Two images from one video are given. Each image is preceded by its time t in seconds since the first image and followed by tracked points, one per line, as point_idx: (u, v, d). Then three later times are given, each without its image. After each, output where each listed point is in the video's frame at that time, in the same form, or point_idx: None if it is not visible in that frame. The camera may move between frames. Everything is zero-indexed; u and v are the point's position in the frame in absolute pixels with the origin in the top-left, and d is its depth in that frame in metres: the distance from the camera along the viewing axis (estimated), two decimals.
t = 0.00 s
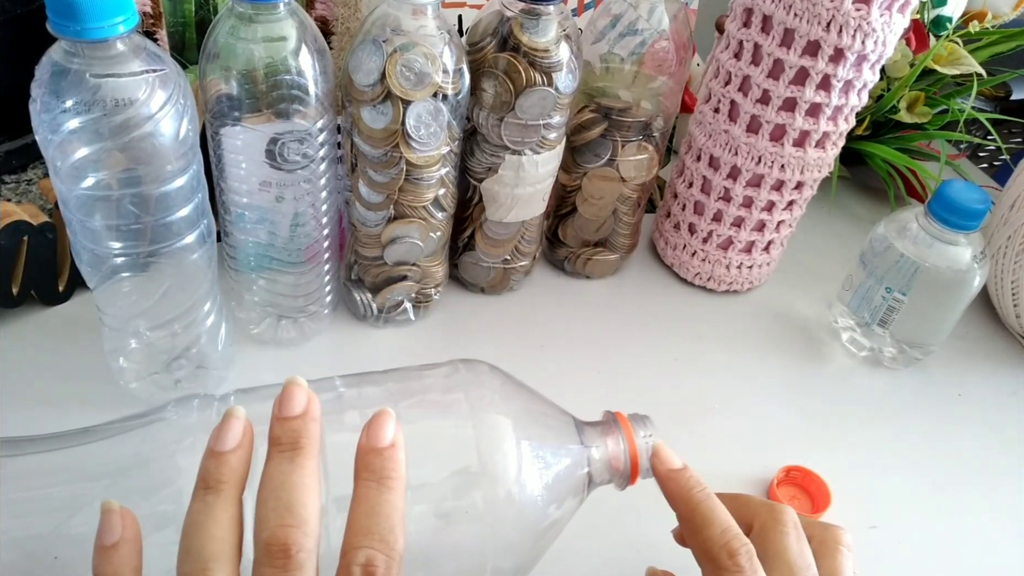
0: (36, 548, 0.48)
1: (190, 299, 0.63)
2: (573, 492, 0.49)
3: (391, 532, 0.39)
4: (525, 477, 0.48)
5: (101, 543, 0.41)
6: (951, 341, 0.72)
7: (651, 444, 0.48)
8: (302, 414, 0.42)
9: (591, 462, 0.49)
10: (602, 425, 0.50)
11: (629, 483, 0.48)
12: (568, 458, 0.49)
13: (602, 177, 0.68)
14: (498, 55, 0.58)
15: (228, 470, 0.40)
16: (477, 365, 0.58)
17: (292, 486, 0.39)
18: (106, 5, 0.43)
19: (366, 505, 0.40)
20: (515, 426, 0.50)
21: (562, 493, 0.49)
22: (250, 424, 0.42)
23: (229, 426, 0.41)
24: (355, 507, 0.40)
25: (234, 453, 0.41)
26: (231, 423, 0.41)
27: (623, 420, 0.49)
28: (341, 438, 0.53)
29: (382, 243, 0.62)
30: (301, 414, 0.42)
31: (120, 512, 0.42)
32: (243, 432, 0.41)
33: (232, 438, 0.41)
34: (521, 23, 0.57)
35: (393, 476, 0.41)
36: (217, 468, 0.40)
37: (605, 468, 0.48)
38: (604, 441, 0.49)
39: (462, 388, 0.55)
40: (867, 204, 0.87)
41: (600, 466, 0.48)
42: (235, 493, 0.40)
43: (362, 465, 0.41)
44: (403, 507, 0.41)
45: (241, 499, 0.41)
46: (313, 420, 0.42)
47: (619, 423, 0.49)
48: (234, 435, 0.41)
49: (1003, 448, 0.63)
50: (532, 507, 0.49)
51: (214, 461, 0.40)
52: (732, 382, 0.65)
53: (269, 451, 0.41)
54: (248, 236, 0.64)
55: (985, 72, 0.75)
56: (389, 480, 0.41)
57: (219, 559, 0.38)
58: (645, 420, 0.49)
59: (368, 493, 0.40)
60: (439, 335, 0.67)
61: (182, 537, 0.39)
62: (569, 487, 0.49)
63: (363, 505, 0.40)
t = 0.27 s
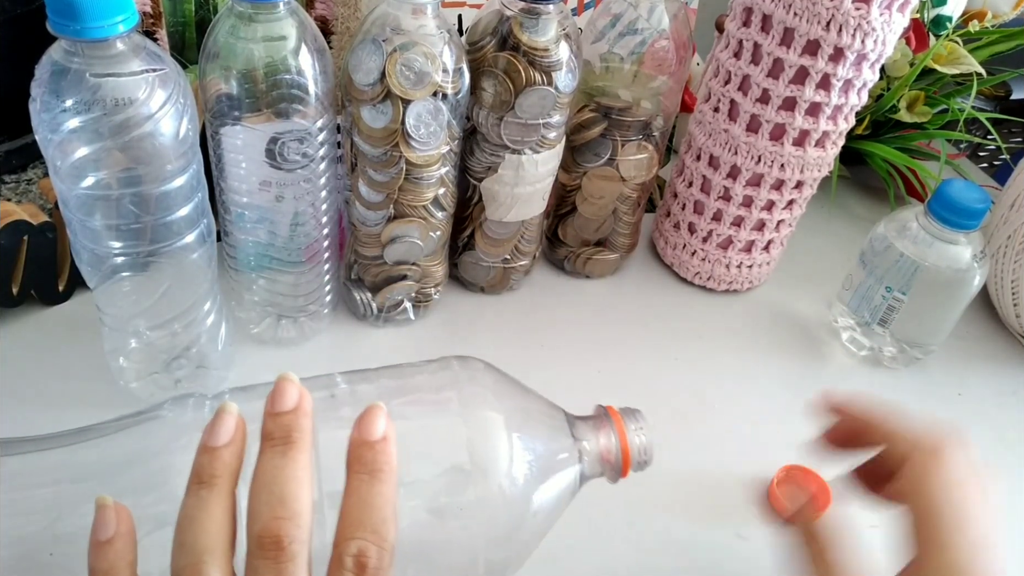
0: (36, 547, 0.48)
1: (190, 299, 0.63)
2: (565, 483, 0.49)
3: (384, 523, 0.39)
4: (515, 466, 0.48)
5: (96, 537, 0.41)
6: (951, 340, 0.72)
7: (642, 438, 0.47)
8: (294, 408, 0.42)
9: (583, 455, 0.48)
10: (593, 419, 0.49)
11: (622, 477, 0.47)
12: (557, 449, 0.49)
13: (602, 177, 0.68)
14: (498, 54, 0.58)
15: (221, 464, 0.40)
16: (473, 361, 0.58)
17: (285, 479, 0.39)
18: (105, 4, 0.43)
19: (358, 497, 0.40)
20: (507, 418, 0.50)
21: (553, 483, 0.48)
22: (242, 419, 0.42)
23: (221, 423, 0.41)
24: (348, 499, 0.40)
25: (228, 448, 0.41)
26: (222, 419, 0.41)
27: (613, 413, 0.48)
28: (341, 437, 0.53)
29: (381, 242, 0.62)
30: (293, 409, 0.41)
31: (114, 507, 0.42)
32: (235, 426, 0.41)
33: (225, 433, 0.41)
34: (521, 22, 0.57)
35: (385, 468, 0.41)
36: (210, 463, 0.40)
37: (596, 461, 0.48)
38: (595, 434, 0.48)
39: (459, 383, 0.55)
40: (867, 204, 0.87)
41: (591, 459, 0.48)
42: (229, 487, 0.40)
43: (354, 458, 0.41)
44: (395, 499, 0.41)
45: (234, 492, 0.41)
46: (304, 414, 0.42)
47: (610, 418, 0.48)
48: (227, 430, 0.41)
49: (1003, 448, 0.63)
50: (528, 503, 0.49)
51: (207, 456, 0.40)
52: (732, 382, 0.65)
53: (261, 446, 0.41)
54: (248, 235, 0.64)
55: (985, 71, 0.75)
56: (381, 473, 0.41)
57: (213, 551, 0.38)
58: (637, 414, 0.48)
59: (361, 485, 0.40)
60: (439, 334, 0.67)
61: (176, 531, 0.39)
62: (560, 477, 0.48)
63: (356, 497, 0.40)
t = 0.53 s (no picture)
0: (36, 547, 0.47)
1: (190, 298, 0.63)
2: (559, 478, 0.49)
3: (384, 509, 0.39)
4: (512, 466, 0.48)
5: (103, 528, 0.41)
6: (952, 340, 0.72)
7: (635, 432, 0.49)
8: (295, 400, 0.42)
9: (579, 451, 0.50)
10: (588, 415, 0.51)
11: (616, 471, 0.49)
12: (554, 445, 0.50)
13: (602, 177, 0.68)
14: (498, 54, 0.58)
15: (224, 454, 0.40)
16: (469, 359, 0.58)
17: (287, 467, 0.39)
18: (105, 4, 0.43)
19: (359, 484, 0.40)
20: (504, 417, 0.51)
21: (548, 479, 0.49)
22: (246, 414, 0.42)
23: (224, 414, 0.42)
24: (349, 487, 0.40)
25: (231, 439, 0.41)
26: (226, 411, 0.42)
27: (607, 409, 0.50)
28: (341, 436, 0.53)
29: (381, 242, 0.62)
30: (296, 400, 0.42)
31: (122, 499, 0.42)
32: (238, 419, 0.42)
33: (228, 425, 0.41)
34: (521, 22, 0.57)
35: (385, 456, 0.41)
36: (214, 453, 0.40)
37: (592, 455, 0.49)
38: (591, 429, 0.50)
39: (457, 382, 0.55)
40: (867, 204, 0.87)
41: (587, 455, 0.49)
42: (233, 476, 0.40)
43: (354, 447, 0.41)
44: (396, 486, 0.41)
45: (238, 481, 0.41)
46: (306, 406, 0.42)
47: (604, 413, 0.50)
48: (230, 422, 0.41)
49: (1004, 448, 0.63)
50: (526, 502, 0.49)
51: (211, 447, 0.41)
52: (732, 381, 0.65)
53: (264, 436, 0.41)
54: (248, 235, 0.64)
55: (985, 71, 0.75)
56: (382, 460, 0.41)
57: (217, 538, 0.38)
58: (629, 410, 0.50)
59: (361, 472, 0.40)
60: (439, 334, 0.67)
61: (181, 520, 0.39)
62: (555, 473, 0.49)
63: (357, 484, 0.40)
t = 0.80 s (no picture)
0: (37, 548, 0.47)
1: (190, 298, 0.63)
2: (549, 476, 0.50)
3: (364, 513, 0.39)
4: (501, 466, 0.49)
5: (81, 539, 0.41)
6: (952, 340, 0.72)
7: (626, 428, 0.49)
8: (275, 404, 0.42)
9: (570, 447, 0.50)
10: (577, 411, 0.51)
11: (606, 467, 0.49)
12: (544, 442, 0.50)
13: (602, 177, 0.68)
14: (498, 54, 0.58)
15: (203, 461, 0.40)
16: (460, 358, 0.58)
17: (265, 473, 0.39)
18: (105, 4, 0.43)
19: (338, 488, 0.40)
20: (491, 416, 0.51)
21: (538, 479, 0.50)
22: (225, 418, 0.42)
23: (203, 419, 0.42)
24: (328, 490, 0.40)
25: (210, 444, 0.41)
26: (205, 416, 0.42)
27: (597, 405, 0.50)
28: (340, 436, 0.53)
29: (382, 242, 0.62)
30: (275, 403, 0.42)
31: (99, 509, 0.42)
32: (217, 424, 0.42)
33: (207, 430, 0.41)
34: (521, 22, 0.57)
35: (366, 459, 0.41)
36: (192, 460, 0.40)
37: (583, 452, 0.50)
38: (582, 425, 0.50)
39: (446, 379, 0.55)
40: (867, 204, 0.87)
41: (578, 451, 0.50)
42: (212, 482, 0.40)
43: (334, 450, 0.41)
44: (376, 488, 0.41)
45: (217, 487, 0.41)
46: (285, 409, 0.42)
47: (594, 409, 0.50)
48: (209, 427, 0.41)
49: (1005, 448, 0.63)
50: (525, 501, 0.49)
51: (188, 454, 0.40)
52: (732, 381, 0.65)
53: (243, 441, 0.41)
54: (248, 235, 0.64)
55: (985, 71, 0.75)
56: (361, 464, 0.41)
57: (196, 547, 0.38)
58: (618, 405, 0.51)
59: (340, 476, 0.40)
60: (438, 334, 0.67)
61: (161, 528, 0.39)
62: (545, 472, 0.50)
63: (335, 488, 0.40)
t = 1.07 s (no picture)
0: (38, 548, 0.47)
1: (190, 298, 0.63)
2: (518, 461, 0.50)
3: (315, 517, 0.39)
4: (465, 455, 0.48)
5: (24, 564, 0.39)
6: (952, 340, 0.72)
7: (594, 402, 0.49)
8: (220, 407, 0.41)
9: (539, 427, 0.50)
10: (544, 388, 0.51)
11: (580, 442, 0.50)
12: (510, 425, 0.49)
13: (602, 176, 0.67)
14: (498, 54, 0.58)
15: (148, 473, 0.39)
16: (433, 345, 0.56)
17: (213, 482, 0.38)
18: (105, 4, 0.43)
19: (288, 492, 0.40)
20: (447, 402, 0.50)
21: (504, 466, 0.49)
22: (165, 423, 0.41)
23: (143, 428, 0.40)
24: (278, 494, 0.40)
25: (154, 455, 0.40)
26: (145, 425, 0.40)
27: (564, 380, 0.50)
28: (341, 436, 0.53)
29: (382, 242, 0.62)
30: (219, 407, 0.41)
31: (39, 533, 0.39)
32: (160, 432, 0.40)
33: (149, 439, 0.40)
34: (521, 22, 0.57)
35: (314, 461, 0.40)
36: (136, 472, 0.39)
37: (553, 429, 0.49)
38: (550, 401, 0.50)
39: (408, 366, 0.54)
40: (867, 203, 0.87)
41: (547, 429, 0.50)
42: (156, 495, 0.39)
43: (283, 452, 0.41)
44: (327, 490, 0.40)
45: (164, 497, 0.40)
46: (230, 411, 0.41)
47: (560, 384, 0.50)
48: (151, 437, 0.40)
49: (1005, 448, 0.63)
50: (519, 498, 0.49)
51: (132, 465, 0.39)
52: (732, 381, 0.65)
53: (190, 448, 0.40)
54: (248, 234, 0.64)
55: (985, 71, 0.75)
56: (310, 465, 0.40)
57: (142, 564, 0.37)
58: (584, 377, 0.50)
59: (289, 479, 0.40)
60: (438, 334, 0.67)
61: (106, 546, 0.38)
62: (515, 458, 0.49)
63: (285, 492, 0.40)
